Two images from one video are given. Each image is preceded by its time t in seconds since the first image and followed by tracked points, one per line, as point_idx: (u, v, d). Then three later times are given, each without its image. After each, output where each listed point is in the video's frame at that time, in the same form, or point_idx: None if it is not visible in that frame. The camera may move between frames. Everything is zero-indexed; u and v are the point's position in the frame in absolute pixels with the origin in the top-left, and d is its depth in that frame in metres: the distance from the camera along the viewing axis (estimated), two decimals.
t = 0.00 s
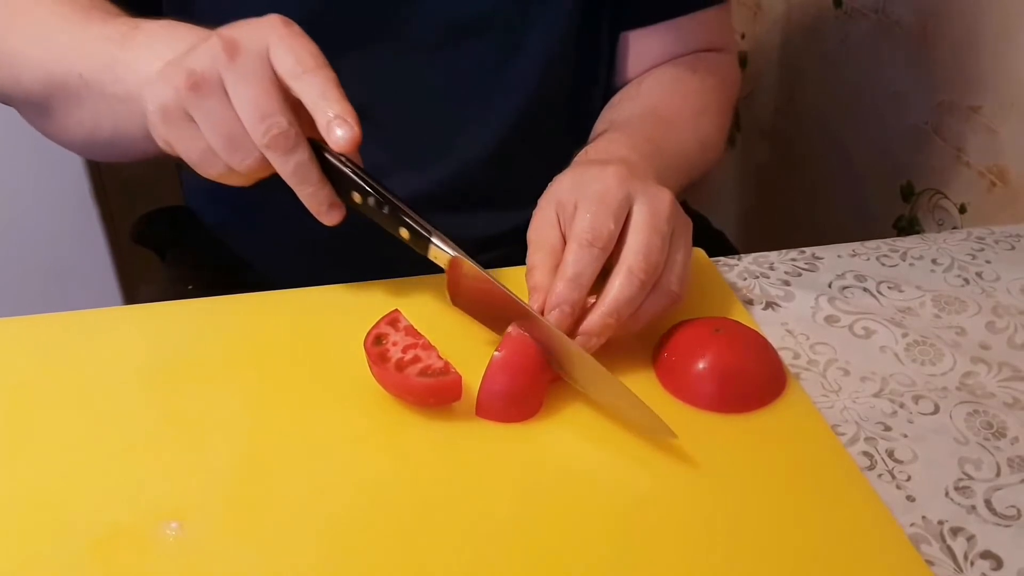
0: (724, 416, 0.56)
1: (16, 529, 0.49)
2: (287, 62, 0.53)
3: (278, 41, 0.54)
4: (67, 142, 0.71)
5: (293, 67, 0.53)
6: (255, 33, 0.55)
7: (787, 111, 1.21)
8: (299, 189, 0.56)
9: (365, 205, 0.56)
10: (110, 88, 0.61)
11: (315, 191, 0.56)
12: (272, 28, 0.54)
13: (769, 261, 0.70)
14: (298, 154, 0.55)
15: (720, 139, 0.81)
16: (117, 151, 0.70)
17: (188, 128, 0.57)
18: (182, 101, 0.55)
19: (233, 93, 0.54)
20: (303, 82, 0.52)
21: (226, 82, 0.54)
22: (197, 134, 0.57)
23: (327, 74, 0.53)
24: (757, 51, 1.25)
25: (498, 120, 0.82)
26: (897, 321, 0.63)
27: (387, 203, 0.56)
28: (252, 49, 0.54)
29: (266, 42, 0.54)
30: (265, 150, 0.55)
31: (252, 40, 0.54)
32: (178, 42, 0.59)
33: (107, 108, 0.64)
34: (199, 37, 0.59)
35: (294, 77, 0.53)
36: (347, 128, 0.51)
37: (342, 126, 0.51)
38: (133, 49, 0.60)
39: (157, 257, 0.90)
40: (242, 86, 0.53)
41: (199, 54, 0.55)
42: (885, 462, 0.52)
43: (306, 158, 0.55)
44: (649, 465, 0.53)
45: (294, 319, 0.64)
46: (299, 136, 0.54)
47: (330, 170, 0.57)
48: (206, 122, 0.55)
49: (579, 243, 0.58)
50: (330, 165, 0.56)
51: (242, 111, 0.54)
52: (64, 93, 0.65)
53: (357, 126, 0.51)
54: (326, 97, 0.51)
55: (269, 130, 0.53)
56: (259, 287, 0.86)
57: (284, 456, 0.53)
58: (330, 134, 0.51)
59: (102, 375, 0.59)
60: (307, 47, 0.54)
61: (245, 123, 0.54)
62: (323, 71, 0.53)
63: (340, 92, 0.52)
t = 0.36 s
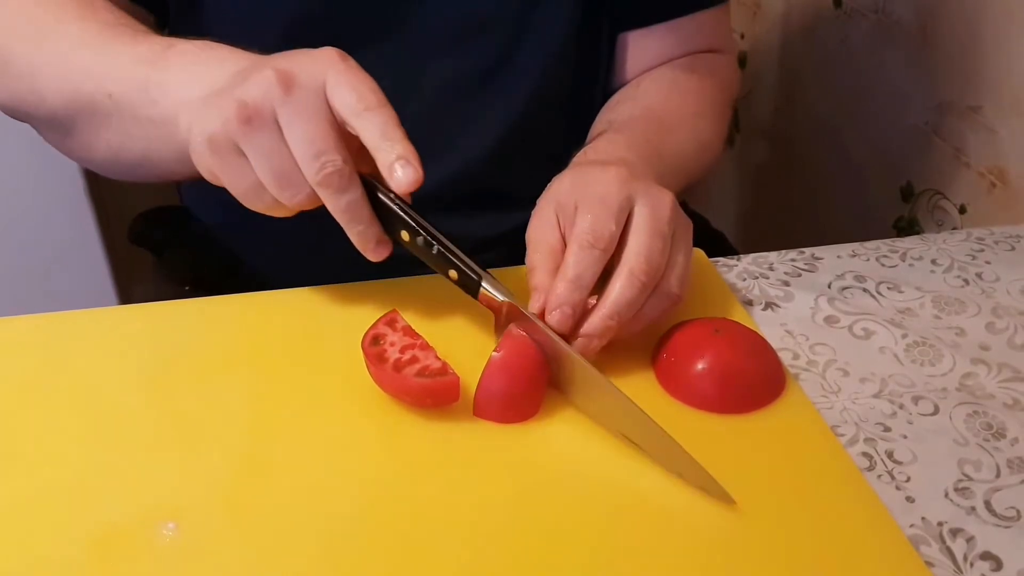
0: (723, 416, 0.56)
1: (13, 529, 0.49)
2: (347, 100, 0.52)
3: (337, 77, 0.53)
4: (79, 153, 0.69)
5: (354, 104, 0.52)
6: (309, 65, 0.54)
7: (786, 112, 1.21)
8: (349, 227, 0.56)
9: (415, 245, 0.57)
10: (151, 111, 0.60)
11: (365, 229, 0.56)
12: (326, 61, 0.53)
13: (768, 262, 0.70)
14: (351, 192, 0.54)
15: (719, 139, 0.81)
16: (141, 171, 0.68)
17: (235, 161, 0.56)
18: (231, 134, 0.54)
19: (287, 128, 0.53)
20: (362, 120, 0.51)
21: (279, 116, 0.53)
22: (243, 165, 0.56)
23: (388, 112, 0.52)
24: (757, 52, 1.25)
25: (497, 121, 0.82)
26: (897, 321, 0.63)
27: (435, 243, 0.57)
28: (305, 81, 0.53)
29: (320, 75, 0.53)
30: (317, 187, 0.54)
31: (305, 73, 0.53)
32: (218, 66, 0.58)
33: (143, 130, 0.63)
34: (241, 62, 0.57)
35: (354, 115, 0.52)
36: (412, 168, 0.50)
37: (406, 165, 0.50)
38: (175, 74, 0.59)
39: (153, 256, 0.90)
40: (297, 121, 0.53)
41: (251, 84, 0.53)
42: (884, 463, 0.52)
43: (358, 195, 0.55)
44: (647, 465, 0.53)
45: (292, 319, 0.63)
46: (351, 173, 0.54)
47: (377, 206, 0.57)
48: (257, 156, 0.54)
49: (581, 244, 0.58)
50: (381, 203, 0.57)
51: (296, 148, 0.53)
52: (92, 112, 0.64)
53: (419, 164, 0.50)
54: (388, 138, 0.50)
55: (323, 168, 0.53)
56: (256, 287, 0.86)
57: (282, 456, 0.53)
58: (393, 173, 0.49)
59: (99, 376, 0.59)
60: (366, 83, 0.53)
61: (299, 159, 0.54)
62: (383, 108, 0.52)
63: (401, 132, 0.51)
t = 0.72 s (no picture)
0: (722, 416, 0.56)
1: (13, 529, 0.49)
2: (339, 59, 0.51)
3: (330, 36, 0.52)
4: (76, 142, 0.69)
5: (346, 63, 0.51)
6: (305, 24, 0.53)
7: (786, 112, 1.21)
8: (327, 185, 0.55)
9: (389, 208, 0.57)
10: (142, 71, 0.59)
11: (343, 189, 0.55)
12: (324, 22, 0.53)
13: (767, 262, 0.69)
14: (333, 152, 0.53)
15: (718, 139, 0.81)
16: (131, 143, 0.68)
17: (221, 114, 0.55)
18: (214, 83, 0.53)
19: (275, 83, 0.52)
20: (353, 79, 0.50)
21: (268, 69, 0.52)
22: (230, 119, 0.55)
23: (380, 73, 0.51)
24: (757, 52, 1.25)
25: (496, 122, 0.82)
26: (897, 322, 0.63)
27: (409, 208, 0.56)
28: (298, 39, 0.52)
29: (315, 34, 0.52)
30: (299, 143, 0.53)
31: (301, 31, 0.52)
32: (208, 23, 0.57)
33: (138, 93, 0.62)
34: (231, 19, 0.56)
35: (346, 73, 0.51)
36: (399, 125, 0.48)
37: (393, 123, 0.48)
38: (164, 33, 0.58)
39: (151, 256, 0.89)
40: (286, 76, 0.52)
41: (243, 37, 0.52)
42: (884, 464, 0.52)
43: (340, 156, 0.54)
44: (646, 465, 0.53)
45: (292, 320, 0.63)
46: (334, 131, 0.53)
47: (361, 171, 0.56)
48: (243, 111, 0.53)
49: (587, 249, 0.57)
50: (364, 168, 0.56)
51: (283, 105, 0.52)
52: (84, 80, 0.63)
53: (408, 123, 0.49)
54: (377, 97, 0.49)
55: (307, 125, 0.52)
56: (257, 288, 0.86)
57: (282, 457, 0.53)
58: (380, 130, 0.48)
59: (99, 377, 0.59)
60: (360, 44, 0.52)
61: (285, 116, 0.53)
62: (377, 70, 0.51)
63: (392, 92, 0.50)
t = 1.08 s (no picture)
0: (721, 417, 0.56)
1: (13, 528, 0.49)
2: (288, 23, 0.51)
3: None
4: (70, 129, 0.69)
5: (294, 28, 0.50)
6: None
7: (786, 113, 1.21)
8: (263, 139, 0.55)
9: (318, 158, 0.57)
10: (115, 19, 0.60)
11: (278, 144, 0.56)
12: None
13: (767, 263, 0.70)
14: (272, 109, 0.54)
15: (717, 140, 0.81)
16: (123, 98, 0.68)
17: (168, 58, 0.55)
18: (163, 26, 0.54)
19: (221, 38, 0.52)
20: (297, 44, 0.50)
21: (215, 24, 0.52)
22: (176, 63, 0.56)
23: (325, 43, 0.51)
24: (757, 53, 1.25)
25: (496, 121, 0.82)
26: (896, 323, 0.63)
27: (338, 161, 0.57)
28: None
29: None
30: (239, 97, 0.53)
31: None
32: None
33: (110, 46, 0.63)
34: None
35: (292, 38, 0.51)
36: (339, 99, 0.49)
37: (333, 95, 0.49)
38: None
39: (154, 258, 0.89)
40: (234, 33, 0.52)
41: None
42: (884, 465, 0.52)
43: (279, 113, 0.54)
44: (646, 465, 0.53)
45: (292, 320, 0.63)
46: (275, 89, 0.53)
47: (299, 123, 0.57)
48: (188, 58, 0.54)
49: (592, 251, 0.57)
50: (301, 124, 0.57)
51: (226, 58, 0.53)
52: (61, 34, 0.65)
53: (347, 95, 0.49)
54: (320, 67, 0.49)
55: (248, 81, 0.52)
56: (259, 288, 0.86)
57: (282, 457, 0.53)
58: (320, 102, 0.49)
59: (100, 377, 0.59)
60: (309, 9, 0.51)
61: (228, 71, 0.53)
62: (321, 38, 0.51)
63: (335, 63, 0.50)
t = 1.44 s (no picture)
0: (721, 418, 0.56)
1: (14, 528, 0.50)
2: (263, 14, 0.52)
3: None
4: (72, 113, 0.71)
5: (269, 21, 0.52)
6: None
7: (786, 114, 1.21)
8: (241, 118, 0.58)
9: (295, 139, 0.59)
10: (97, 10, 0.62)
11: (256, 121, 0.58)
12: None
13: (767, 264, 0.70)
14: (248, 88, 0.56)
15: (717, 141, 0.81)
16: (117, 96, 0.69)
17: (149, 43, 0.58)
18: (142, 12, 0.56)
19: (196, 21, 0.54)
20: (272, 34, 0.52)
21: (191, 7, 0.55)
22: (155, 48, 0.59)
23: (299, 36, 0.52)
24: (756, 55, 1.25)
25: (496, 124, 0.82)
26: (896, 324, 0.63)
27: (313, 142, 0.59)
28: None
29: None
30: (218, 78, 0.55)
31: None
32: None
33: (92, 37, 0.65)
34: None
35: (267, 30, 0.52)
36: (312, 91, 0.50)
37: (305, 87, 0.50)
38: None
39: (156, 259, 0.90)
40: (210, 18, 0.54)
41: None
42: (883, 465, 0.52)
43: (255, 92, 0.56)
44: (645, 465, 0.53)
45: (294, 320, 0.63)
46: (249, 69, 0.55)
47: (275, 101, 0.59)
48: (166, 42, 0.56)
49: (615, 244, 0.57)
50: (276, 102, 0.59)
51: (201, 43, 0.55)
52: (57, 24, 0.66)
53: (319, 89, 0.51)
54: (293, 60, 0.51)
55: (224, 63, 0.54)
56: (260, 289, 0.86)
57: (282, 457, 0.53)
58: (293, 93, 0.50)
59: (101, 377, 0.59)
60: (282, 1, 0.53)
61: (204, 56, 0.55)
62: (295, 30, 0.52)
63: (308, 55, 0.52)
